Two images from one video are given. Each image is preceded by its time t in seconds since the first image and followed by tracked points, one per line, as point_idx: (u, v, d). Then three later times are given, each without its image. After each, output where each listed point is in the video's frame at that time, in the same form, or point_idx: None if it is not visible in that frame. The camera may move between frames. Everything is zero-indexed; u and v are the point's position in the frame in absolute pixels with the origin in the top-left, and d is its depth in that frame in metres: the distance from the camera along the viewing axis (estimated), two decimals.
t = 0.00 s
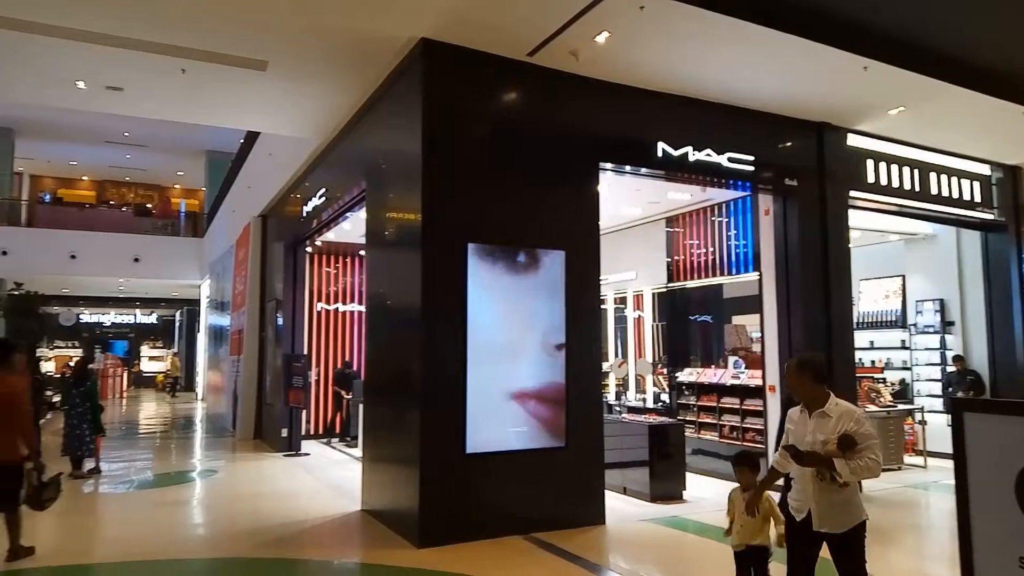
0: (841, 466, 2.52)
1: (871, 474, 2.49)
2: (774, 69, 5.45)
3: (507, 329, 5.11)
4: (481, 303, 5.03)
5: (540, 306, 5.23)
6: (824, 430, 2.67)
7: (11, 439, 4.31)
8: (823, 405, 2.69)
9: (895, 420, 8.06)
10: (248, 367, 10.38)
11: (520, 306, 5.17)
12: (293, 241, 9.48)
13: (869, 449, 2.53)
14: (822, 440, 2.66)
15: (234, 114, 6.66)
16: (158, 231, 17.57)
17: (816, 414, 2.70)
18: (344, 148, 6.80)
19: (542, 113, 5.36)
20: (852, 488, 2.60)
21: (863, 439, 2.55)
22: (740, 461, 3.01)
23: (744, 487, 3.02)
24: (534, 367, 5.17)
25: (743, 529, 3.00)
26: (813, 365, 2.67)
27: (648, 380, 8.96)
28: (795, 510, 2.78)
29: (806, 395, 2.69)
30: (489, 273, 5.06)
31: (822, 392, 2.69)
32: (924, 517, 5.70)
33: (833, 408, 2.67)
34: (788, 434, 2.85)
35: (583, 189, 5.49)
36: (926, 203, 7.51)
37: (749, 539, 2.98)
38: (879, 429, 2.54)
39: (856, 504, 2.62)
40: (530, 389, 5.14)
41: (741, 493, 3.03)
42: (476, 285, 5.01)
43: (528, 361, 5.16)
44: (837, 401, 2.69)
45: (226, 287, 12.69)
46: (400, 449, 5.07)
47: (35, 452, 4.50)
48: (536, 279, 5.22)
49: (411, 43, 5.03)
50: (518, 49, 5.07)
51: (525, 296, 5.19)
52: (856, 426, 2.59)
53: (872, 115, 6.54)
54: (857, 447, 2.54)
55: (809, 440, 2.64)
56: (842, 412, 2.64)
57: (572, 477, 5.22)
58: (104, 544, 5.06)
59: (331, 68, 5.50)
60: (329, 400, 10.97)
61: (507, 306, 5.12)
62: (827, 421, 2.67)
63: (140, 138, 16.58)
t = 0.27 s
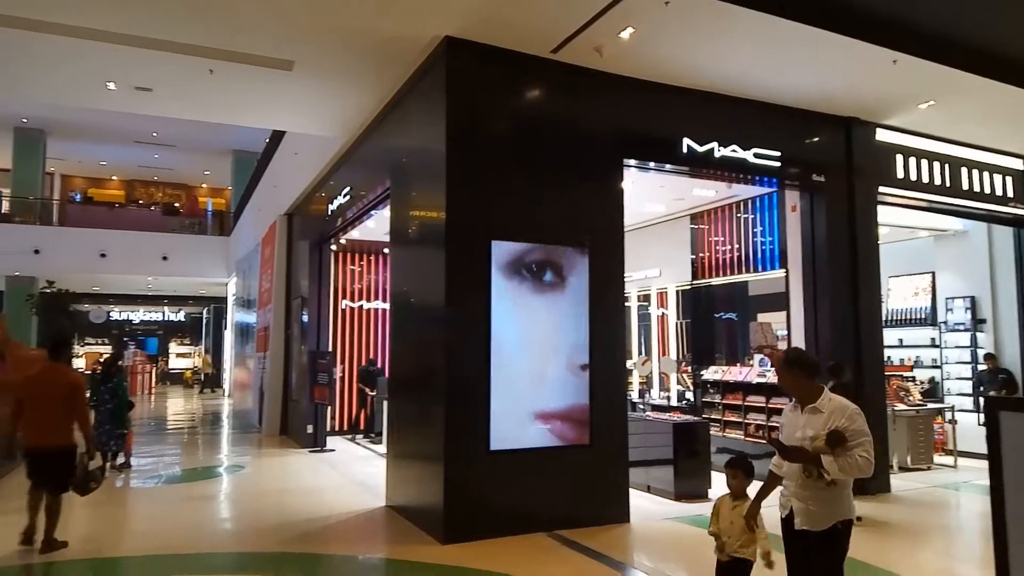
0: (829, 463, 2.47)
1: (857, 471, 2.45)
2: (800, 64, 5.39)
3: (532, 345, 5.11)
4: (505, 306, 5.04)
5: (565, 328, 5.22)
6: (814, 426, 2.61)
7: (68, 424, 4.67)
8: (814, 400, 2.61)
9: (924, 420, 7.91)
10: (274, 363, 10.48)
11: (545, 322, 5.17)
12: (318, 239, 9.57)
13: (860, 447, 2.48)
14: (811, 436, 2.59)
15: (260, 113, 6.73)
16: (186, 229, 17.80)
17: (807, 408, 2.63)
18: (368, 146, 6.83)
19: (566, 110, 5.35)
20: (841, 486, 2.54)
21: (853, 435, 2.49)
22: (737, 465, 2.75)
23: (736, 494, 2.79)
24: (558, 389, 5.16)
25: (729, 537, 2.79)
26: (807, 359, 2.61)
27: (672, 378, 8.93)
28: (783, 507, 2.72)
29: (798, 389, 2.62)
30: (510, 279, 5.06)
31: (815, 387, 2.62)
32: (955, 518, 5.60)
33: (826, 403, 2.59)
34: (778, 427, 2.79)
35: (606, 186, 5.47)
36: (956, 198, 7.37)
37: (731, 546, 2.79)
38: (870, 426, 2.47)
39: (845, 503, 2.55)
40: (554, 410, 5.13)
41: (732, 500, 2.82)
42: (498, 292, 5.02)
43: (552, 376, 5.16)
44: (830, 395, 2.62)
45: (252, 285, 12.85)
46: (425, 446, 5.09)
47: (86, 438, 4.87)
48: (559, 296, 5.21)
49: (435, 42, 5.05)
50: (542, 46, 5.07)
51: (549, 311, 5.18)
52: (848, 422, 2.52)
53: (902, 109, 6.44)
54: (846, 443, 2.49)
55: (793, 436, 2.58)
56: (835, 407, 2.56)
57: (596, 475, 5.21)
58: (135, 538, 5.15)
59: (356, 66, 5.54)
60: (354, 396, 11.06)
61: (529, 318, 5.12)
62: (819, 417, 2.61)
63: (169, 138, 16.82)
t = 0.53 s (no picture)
0: (825, 475, 2.41)
1: (853, 483, 2.38)
2: (833, 56, 5.30)
3: (564, 356, 5.08)
4: (534, 301, 5.03)
5: (598, 348, 5.18)
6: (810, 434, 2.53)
7: (118, 414, 4.83)
8: (811, 406, 2.52)
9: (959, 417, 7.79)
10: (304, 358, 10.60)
11: (577, 336, 5.13)
12: (347, 235, 9.66)
13: (856, 458, 2.40)
14: (807, 444, 2.51)
15: (290, 111, 6.79)
16: (218, 225, 18.02)
17: (804, 414, 2.54)
18: (396, 142, 6.87)
19: (593, 105, 5.33)
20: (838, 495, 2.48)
21: (849, 445, 2.41)
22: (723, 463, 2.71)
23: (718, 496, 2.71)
24: (589, 395, 5.12)
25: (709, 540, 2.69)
26: (803, 364, 2.51)
27: (701, 373, 8.85)
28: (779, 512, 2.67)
29: (794, 395, 2.53)
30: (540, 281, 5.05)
31: (812, 392, 2.52)
32: (992, 517, 5.50)
33: (822, 410, 2.50)
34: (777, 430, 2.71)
35: (635, 180, 5.43)
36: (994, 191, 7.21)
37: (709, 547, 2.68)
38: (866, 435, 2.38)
39: (842, 512, 2.50)
40: (585, 417, 5.09)
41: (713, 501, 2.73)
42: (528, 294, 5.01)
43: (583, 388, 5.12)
44: (828, 400, 2.52)
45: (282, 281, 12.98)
46: (453, 440, 5.11)
47: (132, 425, 5.06)
48: (590, 302, 5.18)
49: (462, 37, 5.05)
50: (570, 41, 5.05)
51: (581, 324, 5.15)
52: (844, 431, 2.43)
53: (937, 100, 6.31)
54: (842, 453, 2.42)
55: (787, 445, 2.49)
56: (831, 414, 2.47)
57: (625, 471, 5.19)
58: (170, 528, 5.25)
59: (385, 63, 5.56)
60: (382, 391, 11.14)
61: (560, 328, 5.09)
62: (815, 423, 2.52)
63: (200, 136, 17.04)
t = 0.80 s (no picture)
0: (817, 470, 2.25)
1: (848, 481, 2.21)
2: (871, 45, 5.19)
3: (599, 351, 5.05)
4: (569, 294, 5.01)
5: (634, 346, 5.14)
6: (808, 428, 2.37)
7: (164, 398, 5.28)
8: (812, 398, 2.37)
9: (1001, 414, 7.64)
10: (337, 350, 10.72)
11: (612, 331, 5.10)
12: (379, 228, 9.73)
13: (853, 454, 2.24)
14: (803, 437, 2.36)
15: (323, 104, 6.86)
16: (252, 218, 18.29)
17: (804, 406, 2.39)
18: (429, 135, 6.89)
19: (627, 96, 5.29)
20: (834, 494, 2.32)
21: (847, 440, 2.25)
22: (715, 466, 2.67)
23: (712, 495, 2.71)
24: (623, 389, 5.09)
25: (703, 541, 2.70)
26: (803, 353, 2.36)
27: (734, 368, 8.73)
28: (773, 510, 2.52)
29: (794, 385, 2.39)
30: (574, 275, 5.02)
31: (812, 383, 2.37)
32: None
33: (823, 402, 2.35)
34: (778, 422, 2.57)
35: (667, 172, 5.38)
36: None
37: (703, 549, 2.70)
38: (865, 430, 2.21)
39: (840, 514, 2.33)
40: (619, 412, 5.06)
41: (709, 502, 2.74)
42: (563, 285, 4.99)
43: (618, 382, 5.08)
44: (830, 393, 2.36)
45: (316, 273, 13.13)
46: (485, 432, 5.14)
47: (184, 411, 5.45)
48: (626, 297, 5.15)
49: (495, 29, 5.05)
50: (603, 32, 5.02)
51: (616, 320, 5.12)
52: (843, 425, 2.27)
53: (981, 89, 6.14)
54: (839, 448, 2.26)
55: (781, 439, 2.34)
56: (832, 407, 2.32)
57: (657, 466, 5.17)
58: (207, 514, 5.37)
59: (417, 56, 5.58)
60: (414, 382, 11.21)
61: (595, 321, 5.06)
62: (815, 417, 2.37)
63: (236, 130, 17.30)
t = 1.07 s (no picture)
0: (811, 474, 2.11)
1: (845, 483, 2.06)
2: (914, 32, 5.06)
3: (639, 350, 5.03)
4: (607, 293, 4.99)
5: (674, 346, 5.09)
6: (802, 429, 2.24)
7: (214, 395, 5.53)
8: (805, 398, 2.25)
9: None
10: (372, 346, 10.83)
11: (653, 333, 5.06)
12: (413, 225, 9.79)
13: (849, 454, 2.09)
14: (798, 439, 2.23)
15: (357, 102, 6.91)
16: (288, 216, 18.54)
17: (799, 406, 2.27)
18: (462, 131, 6.91)
19: (662, 89, 5.24)
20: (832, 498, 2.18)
21: (843, 440, 2.11)
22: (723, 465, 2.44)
23: (717, 497, 2.44)
24: (664, 390, 5.05)
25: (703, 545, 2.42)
26: (795, 350, 2.24)
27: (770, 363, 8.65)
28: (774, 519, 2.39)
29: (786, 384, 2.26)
30: (614, 268, 5.01)
31: (805, 382, 2.24)
32: None
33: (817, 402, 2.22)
34: (774, 425, 2.45)
35: (703, 166, 5.32)
36: None
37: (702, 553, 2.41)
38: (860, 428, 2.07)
39: (840, 519, 2.19)
40: (659, 413, 5.03)
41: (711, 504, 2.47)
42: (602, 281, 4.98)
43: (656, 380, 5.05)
44: (825, 392, 2.24)
45: (350, 269, 13.27)
46: (519, 428, 5.14)
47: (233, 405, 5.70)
48: (665, 298, 5.11)
49: (528, 24, 5.03)
50: (637, 24, 4.97)
51: (657, 320, 5.08)
52: (839, 424, 2.13)
53: None
54: (835, 449, 2.11)
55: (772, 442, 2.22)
56: (825, 406, 2.19)
57: (694, 462, 5.13)
58: (247, 507, 5.47)
59: (450, 52, 5.59)
60: (448, 378, 11.29)
61: (635, 322, 5.04)
62: (808, 418, 2.24)
63: (271, 129, 17.55)
